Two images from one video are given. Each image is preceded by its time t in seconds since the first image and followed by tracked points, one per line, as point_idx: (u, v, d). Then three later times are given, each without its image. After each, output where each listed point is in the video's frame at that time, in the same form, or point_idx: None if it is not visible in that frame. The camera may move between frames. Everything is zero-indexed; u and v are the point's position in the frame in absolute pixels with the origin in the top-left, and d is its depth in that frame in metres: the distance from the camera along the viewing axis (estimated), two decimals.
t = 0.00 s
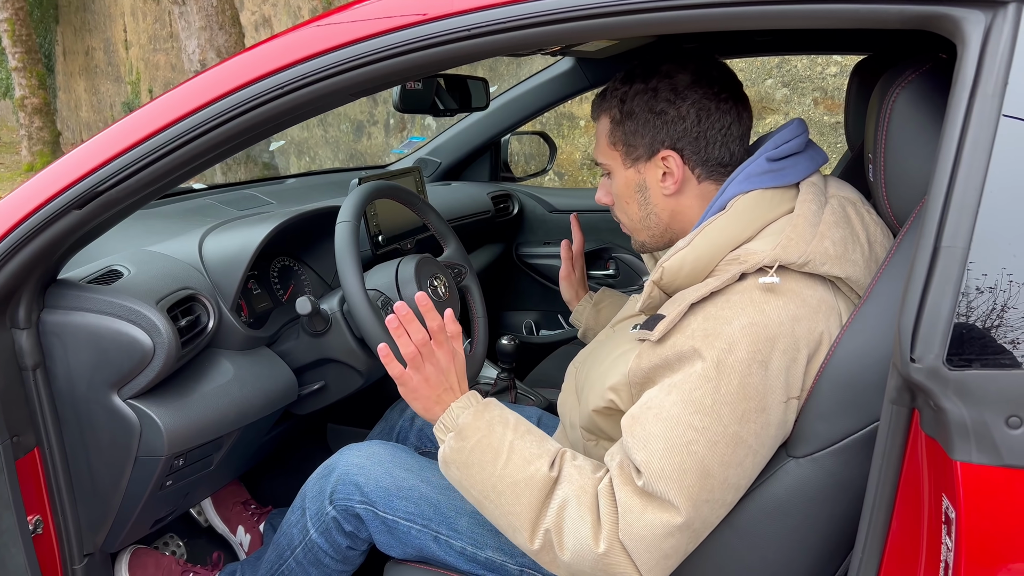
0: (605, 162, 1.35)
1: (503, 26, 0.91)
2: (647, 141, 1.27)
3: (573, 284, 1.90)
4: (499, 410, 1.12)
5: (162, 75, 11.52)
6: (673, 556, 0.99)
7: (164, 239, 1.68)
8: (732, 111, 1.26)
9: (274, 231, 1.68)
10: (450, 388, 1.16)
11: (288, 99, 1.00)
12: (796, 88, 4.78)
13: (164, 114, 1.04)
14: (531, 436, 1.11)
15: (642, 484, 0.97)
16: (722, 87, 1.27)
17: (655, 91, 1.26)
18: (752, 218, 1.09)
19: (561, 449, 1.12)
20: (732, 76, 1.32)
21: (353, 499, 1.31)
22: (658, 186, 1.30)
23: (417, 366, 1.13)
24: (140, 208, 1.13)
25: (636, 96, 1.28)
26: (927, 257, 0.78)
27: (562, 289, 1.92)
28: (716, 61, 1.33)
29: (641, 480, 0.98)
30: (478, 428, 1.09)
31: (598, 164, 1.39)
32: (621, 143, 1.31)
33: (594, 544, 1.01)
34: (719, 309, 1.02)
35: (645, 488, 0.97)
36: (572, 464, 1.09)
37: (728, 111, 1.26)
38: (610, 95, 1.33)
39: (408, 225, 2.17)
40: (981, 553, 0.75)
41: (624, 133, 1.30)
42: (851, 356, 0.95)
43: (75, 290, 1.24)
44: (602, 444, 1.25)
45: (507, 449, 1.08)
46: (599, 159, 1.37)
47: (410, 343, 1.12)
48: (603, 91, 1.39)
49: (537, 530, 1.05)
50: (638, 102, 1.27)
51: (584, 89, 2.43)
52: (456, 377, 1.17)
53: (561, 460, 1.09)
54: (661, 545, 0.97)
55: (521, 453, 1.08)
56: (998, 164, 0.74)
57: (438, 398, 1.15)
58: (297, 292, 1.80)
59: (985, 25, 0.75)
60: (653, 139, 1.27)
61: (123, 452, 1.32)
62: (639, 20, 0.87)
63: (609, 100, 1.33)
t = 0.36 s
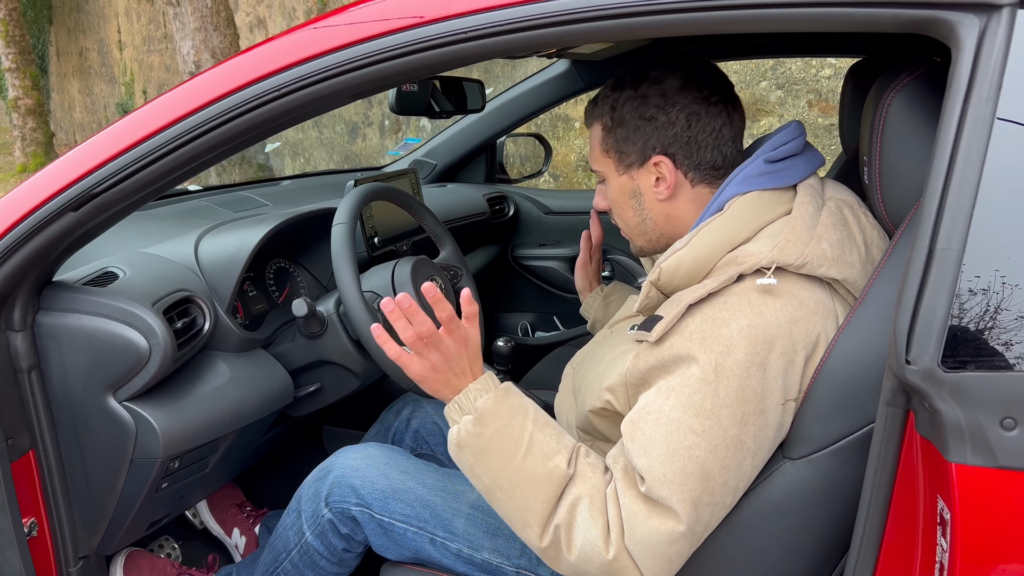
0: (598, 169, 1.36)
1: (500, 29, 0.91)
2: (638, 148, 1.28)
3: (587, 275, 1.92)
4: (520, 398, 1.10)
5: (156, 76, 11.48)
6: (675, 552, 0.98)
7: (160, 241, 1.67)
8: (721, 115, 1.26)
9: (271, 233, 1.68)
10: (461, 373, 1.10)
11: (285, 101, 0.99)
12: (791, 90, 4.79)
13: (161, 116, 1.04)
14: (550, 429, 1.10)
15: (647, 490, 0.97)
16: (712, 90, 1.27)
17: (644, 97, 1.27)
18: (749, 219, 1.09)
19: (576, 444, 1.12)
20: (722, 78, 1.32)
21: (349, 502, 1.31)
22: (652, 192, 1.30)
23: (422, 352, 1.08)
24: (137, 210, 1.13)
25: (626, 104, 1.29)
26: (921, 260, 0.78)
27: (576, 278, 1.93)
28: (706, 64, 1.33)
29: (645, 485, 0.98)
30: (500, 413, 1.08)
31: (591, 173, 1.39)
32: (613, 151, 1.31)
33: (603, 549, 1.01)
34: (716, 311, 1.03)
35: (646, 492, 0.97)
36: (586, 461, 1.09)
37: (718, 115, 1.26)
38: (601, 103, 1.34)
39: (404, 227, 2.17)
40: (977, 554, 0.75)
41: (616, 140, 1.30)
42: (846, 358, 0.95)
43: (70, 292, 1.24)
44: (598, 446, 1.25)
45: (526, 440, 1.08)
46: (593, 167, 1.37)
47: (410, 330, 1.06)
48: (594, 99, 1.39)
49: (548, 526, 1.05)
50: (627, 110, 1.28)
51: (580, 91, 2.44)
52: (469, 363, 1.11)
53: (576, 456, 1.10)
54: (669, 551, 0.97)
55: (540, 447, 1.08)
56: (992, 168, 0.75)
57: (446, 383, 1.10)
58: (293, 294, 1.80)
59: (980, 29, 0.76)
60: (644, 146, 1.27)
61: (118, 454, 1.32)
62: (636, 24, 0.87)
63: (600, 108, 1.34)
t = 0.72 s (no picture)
0: (588, 183, 1.38)
1: (499, 31, 0.91)
2: (609, 165, 1.29)
3: (596, 279, 1.93)
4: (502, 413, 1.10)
5: (151, 77, 11.46)
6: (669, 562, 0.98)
7: (155, 243, 1.67)
8: (681, 122, 1.22)
9: (267, 235, 1.68)
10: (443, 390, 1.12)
11: (282, 103, 0.99)
12: (787, 92, 4.79)
13: (157, 118, 1.04)
14: (538, 440, 1.09)
15: (641, 494, 0.96)
16: (672, 98, 1.23)
17: (608, 116, 1.27)
18: (742, 222, 1.09)
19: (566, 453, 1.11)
20: (689, 82, 1.26)
21: (346, 504, 1.30)
22: (631, 205, 1.30)
23: (402, 374, 1.10)
24: (134, 212, 1.12)
25: (595, 122, 1.30)
26: (920, 263, 0.78)
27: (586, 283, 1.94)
28: (671, 70, 1.29)
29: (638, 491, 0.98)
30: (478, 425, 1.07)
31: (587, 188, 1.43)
32: (592, 169, 1.34)
33: (600, 557, 1.01)
34: (711, 313, 1.02)
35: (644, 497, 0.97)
36: (578, 470, 1.08)
37: (678, 123, 1.22)
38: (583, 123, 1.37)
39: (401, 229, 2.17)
40: (976, 557, 0.75)
41: (592, 158, 1.32)
42: (845, 361, 0.96)
43: (65, 294, 1.23)
44: (595, 448, 1.24)
45: (515, 453, 1.07)
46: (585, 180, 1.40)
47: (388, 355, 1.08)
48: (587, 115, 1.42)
49: (543, 539, 1.05)
50: (596, 128, 1.29)
51: (577, 93, 2.43)
52: (452, 379, 1.12)
53: (567, 466, 1.09)
54: (664, 554, 0.97)
55: (529, 459, 1.07)
56: (991, 171, 0.75)
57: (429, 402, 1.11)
58: (289, 296, 1.80)
59: (978, 32, 0.76)
60: (614, 163, 1.28)
61: (114, 458, 1.32)
62: (634, 26, 0.87)
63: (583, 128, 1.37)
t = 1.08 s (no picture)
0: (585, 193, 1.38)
1: (497, 31, 0.90)
2: (599, 174, 1.29)
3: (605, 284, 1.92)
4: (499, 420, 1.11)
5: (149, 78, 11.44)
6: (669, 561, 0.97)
7: (152, 244, 1.66)
8: (665, 127, 1.21)
9: (264, 236, 1.67)
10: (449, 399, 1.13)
11: (279, 103, 0.98)
12: (785, 93, 4.79)
13: (153, 118, 1.03)
14: (534, 446, 1.09)
15: (644, 492, 0.95)
16: (655, 104, 1.22)
17: (594, 126, 1.27)
18: (739, 222, 1.08)
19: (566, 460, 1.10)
20: (672, 88, 1.26)
21: (343, 506, 1.30)
22: (624, 212, 1.30)
23: (411, 386, 1.13)
24: (130, 212, 1.11)
25: (584, 132, 1.30)
26: (921, 263, 0.77)
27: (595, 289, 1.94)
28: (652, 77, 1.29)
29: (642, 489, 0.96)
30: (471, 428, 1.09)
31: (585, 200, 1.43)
32: (585, 179, 1.34)
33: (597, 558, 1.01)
34: (708, 311, 1.02)
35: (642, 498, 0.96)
36: (576, 475, 1.07)
37: (661, 129, 1.21)
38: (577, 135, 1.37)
39: (399, 230, 2.17)
40: (978, 560, 0.75)
41: (584, 168, 1.32)
42: (844, 361, 0.95)
43: (61, 295, 1.23)
44: (594, 449, 1.23)
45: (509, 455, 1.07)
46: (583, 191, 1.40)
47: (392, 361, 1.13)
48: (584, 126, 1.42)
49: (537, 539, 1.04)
50: (585, 138, 1.30)
51: (575, 94, 2.44)
52: (460, 394, 1.14)
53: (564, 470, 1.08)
54: (669, 550, 0.95)
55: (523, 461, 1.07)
56: (991, 171, 0.74)
57: (431, 408, 1.12)
58: (287, 297, 1.79)
59: (979, 31, 0.76)
60: (603, 171, 1.28)
61: (110, 460, 1.31)
62: (633, 26, 0.87)
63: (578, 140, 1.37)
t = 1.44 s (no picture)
0: (575, 202, 1.34)
1: (496, 32, 0.90)
2: (598, 175, 1.26)
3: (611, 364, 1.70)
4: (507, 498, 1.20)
5: (149, 80, 11.44)
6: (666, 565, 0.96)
7: (152, 246, 1.66)
8: (669, 131, 1.23)
9: (263, 238, 1.67)
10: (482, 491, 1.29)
11: (279, 104, 0.98)
12: (784, 94, 4.77)
13: (153, 120, 1.03)
14: (534, 509, 1.16)
15: (642, 495, 0.95)
16: (659, 109, 1.24)
17: (594, 126, 1.26)
18: (730, 223, 1.08)
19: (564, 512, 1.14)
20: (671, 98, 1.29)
21: (348, 498, 1.30)
22: (619, 216, 1.27)
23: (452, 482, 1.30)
24: (130, 213, 1.11)
25: (582, 135, 1.28)
26: (921, 264, 0.77)
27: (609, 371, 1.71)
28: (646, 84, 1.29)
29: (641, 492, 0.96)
30: (489, 517, 1.19)
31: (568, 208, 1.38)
32: (579, 183, 1.30)
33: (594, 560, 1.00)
34: (700, 312, 1.02)
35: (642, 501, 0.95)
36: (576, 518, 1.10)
37: (666, 132, 1.23)
38: (568, 140, 1.34)
39: (397, 231, 2.17)
40: (978, 562, 0.75)
41: (579, 172, 1.29)
42: (845, 362, 0.95)
43: (60, 297, 1.23)
44: (593, 450, 1.23)
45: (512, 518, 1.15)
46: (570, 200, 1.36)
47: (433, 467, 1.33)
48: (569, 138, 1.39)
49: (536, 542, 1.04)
50: (583, 141, 1.27)
51: (574, 96, 2.45)
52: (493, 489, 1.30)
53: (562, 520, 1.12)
54: (670, 551, 0.94)
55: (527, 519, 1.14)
56: (991, 172, 0.74)
57: (465, 506, 1.26)
58: (286, 298, 1.79)
59: (979, 32, 0.76)
60: (603, 173, 1.25)
61: (110, 461, 1.31)
62: (631, 27, 0.87)
63: (567, 145, 1.34)
